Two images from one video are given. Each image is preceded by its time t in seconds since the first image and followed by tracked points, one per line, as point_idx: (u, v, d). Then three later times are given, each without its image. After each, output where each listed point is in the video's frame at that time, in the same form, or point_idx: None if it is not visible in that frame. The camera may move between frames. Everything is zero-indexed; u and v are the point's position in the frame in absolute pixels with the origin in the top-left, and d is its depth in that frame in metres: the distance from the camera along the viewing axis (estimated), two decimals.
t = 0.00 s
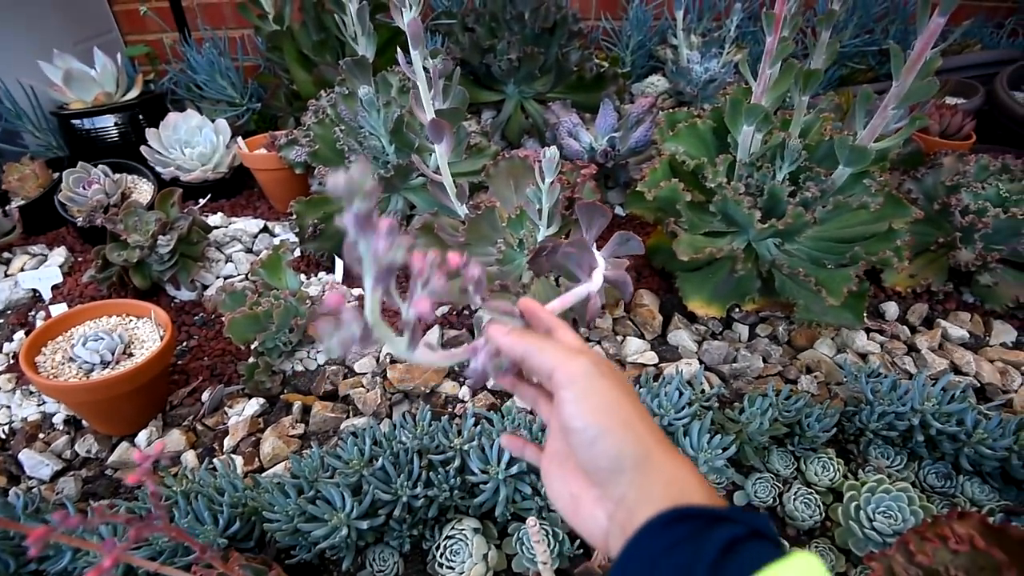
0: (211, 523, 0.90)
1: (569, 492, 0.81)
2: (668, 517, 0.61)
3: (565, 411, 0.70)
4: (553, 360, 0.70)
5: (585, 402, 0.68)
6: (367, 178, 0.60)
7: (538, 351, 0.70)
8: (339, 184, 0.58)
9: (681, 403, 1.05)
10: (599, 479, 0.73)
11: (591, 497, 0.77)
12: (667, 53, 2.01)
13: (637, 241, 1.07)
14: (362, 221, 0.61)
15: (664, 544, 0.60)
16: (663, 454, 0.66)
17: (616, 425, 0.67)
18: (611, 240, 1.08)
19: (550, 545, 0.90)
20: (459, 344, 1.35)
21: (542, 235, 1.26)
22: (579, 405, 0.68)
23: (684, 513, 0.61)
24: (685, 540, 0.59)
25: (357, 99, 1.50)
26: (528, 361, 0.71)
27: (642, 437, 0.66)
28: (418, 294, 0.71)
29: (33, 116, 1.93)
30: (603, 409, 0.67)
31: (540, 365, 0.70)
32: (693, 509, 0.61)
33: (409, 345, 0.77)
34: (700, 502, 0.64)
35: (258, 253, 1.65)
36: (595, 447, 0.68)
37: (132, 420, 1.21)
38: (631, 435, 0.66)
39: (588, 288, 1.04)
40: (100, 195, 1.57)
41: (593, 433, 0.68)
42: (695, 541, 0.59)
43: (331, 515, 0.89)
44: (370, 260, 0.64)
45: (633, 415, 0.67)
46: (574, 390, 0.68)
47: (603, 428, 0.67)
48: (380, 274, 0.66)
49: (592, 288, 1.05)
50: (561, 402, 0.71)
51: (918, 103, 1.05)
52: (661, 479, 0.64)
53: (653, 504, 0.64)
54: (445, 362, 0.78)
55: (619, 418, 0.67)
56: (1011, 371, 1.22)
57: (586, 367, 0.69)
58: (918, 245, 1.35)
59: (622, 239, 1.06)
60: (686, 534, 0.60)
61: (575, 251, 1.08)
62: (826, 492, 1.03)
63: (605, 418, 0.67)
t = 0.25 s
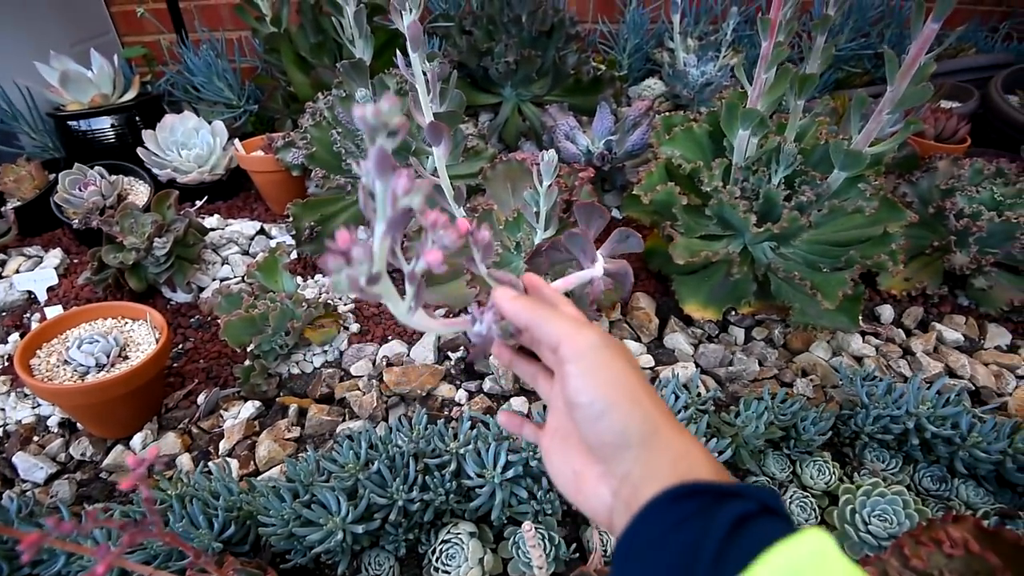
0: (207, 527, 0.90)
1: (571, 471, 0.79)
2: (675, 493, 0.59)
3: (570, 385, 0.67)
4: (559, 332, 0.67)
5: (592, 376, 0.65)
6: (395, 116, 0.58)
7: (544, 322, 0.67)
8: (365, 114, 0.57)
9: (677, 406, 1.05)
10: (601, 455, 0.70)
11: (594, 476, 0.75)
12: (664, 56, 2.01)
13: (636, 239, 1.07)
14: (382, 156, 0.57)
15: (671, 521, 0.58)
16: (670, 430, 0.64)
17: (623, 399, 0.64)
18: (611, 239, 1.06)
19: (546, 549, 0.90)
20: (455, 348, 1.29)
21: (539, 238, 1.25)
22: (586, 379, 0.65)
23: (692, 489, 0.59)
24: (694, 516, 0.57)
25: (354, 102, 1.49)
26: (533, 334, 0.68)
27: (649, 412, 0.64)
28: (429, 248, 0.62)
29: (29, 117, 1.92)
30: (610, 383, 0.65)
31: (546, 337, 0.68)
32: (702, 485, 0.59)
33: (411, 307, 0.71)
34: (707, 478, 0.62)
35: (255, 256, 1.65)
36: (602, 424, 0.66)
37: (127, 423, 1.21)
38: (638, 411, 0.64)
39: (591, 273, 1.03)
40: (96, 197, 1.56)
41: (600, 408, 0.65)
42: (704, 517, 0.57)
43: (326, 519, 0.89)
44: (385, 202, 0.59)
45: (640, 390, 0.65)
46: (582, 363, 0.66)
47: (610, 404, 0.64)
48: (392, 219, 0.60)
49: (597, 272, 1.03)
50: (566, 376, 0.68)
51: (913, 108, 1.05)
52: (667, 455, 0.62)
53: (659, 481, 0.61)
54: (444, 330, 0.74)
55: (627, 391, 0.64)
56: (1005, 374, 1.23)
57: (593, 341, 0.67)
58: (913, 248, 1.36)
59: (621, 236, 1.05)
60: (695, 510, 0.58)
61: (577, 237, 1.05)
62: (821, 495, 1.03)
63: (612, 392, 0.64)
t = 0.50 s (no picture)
0: (207, 529, 0.90)
1: (575, 464, 0.77)
2: (680, 489, 0.59)
3: (574, 379, 0.65)
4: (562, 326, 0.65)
5: (597, 370, 0.63)
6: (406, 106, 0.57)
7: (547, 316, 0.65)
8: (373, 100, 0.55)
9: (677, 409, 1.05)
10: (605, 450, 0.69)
11: (599, 470, 0.74)
12: (664, 58, 2.02)
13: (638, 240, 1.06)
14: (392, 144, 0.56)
15: (676, 517, 0.58)
16: (675, 424, 0.63)
17: (628, 394, 0.62)
18: (612, 239, 1.06)
19: (546, 552, 0.90)
20: (456, 349, 1.30)
21: (539, 241, 1.26)
22: (591, 374, 0.63)
23: (698, 484, 0.58)
24: (699, 511, 0.57)
25: (354, 104, 1.50)
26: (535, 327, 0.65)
27: (654, 406, 0.62)
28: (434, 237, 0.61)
29: (31, 120, 1.93)
30: (615, 378, 0.62)
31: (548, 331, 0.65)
32: (707, 480, 0.58)
33: (413, 300, 0.70)
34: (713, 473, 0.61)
35: (256, 258, 1.66)
36: (606, 419, 0.64)
37: (128, 425, 1.21)
38: (643, 405, 0.62)
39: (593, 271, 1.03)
40: (98, 200, 1.57)
41: (603, 404, 0.63)
42: (709, 512, 0.57)
43: (327, 521, 0.89)
44: (392, 190, 0.58)
45: (645, 383, 0.63)
46: (586, 358, 0.63)
47: (615, 399, 0.62)
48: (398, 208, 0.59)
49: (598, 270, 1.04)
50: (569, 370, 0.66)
51: (912, 111, 1.06)
52: (672, 450, 0.61)
53: (665, 476, 0.61)
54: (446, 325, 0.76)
55: (631, 386, 0.62)
56: (1006, 376, 1.23)
57: (597, 335, 0.64)
58: (913, 250, 1.36)
59: (622, 236, 1.05)
60: (700, 506, 0.58)
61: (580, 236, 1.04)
62: (822, 498, 1.03)
63: (617, 387, 0.62)
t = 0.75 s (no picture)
0: (209, 534, 0.90)
1: (589, 476, 0.78)
2: (693, 503, 0.59)
3: (587, 393, 0.66)
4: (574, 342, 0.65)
5: (609, 384, 0.63)
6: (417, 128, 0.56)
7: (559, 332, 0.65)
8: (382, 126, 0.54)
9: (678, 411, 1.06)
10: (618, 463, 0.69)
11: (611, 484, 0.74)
12: (663, 61, 2.02)
13: (641, 244, 1.07)
14: (404, 166, 0.55)
15: (689, 531, 0.58)
16: (687, 438, 0.63)
17: (640, 408, 0.63)
18: (615, 243, 1.07)
19: (548, 555, 0.90)
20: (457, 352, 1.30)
21: (539, 244, 1.26)
22: (604, 387, 0.64)
23: (711, 499, 0.58)
24: (712, 526, 0.57)
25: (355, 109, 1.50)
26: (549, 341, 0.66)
27: (666, 420, 0.63)
28: (446, 255, 0.61)
29: (32, 126, 1.93)
30: (627, 392, 0.63)
31: (561, 345, 0.66)
32: (719, 495, 0.58)
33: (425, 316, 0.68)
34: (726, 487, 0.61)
35: (257, 262, 1.66)
36: (618, 432, 0.65)
37: (130, 430, 1.21)
38: (655, 419, 0.63)
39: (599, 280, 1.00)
40: (100, 205, 1.57)
41: (615, 417, 0.64)
42: (722, 528, 0.57)
43: (329, 525, 0.89)
44: (404, 212, 0.57)
45: (657, 397, 0.64)
46: (599, 371, 0.64)
47: (628, 413, 0.63)
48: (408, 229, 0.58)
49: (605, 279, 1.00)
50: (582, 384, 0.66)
51: (910, 113, 1.06)
52: (685, 464, 0.62)
53: (677, 490, 0.61)
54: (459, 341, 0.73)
55: (644, 399, 0.63)
56: (1006, 377, 1.23)
57: (610, 350, 0.65)
58: (912, 251, 1.37)
59: (625, 241, 1.05)
60: (713, 521, 0.58)
61: (585, 243, 1.04)
62: (823, 499, 1.03)
63: (630, 401, 0.63)
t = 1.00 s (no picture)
0: (210, 538, 0.91)
1: (583, 509, 0.77)
2: (680, 532, 0.57)
3: (578, 422, 0.66)
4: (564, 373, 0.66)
5: (599, 412, 0.64)
6: (398, 181, 0.56)
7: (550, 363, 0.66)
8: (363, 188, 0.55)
9: (674, 407, 1.06)
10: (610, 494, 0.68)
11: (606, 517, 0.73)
12: (654, 61, 2.03)
13: (631, 249, 1.10)
14: (388, 223, 0.56)
15: (676, 560, 0.56)
16: (677, 468, 0.62)
17: (629, 436, 0.63)
18: (606, 249, 1.09)
19: (548, 552, 0.91)
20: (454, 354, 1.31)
21: (534, 245, 1.28)
22: (594, 416, 0.64)
23: (698, 527, 0.57)
24: (700, 555, 0.55)
25: (349, 114, 1.51)
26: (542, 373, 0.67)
27: (655, 449, 0.62)
28: (438, 298, 0.63)
29: (27, 135, 1.94)
30: (617, 420, 0.63)
31: (551, 375, 0.66)
32: (706, 524, 0.57)
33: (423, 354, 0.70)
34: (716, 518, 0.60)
35: (253, 268, 1.66)
36: (608, 461, 0.64)
37: (129, 437, 1.22)
38: (645, 447, 0.62)
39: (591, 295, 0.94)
40: (95, 213, 1.58)
41: (606, 445, 0.64)
42: (710, 556, 0.55)
43: (329, 528, 0.90)
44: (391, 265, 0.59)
45: (646, 426, 0.64)
46: (589, 400, 0.64)
47: (617, 441, 0.63)
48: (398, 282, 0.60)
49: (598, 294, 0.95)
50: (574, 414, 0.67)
51: (896, 108, 1.07)
52: (673, 494, 0.61)
53: (665, 519, 0.60)
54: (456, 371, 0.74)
55: (634, 428, 0.63)
56: (998, 367, 1.24)
57: (599, 379, 0.65)
58: (903, 244, 1.38)
59: (615, 248, 1.08)
60: (701, 549, 0.56)
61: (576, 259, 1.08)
62: (819, 492, 1.04)
63: (620, 429, 0.63)
